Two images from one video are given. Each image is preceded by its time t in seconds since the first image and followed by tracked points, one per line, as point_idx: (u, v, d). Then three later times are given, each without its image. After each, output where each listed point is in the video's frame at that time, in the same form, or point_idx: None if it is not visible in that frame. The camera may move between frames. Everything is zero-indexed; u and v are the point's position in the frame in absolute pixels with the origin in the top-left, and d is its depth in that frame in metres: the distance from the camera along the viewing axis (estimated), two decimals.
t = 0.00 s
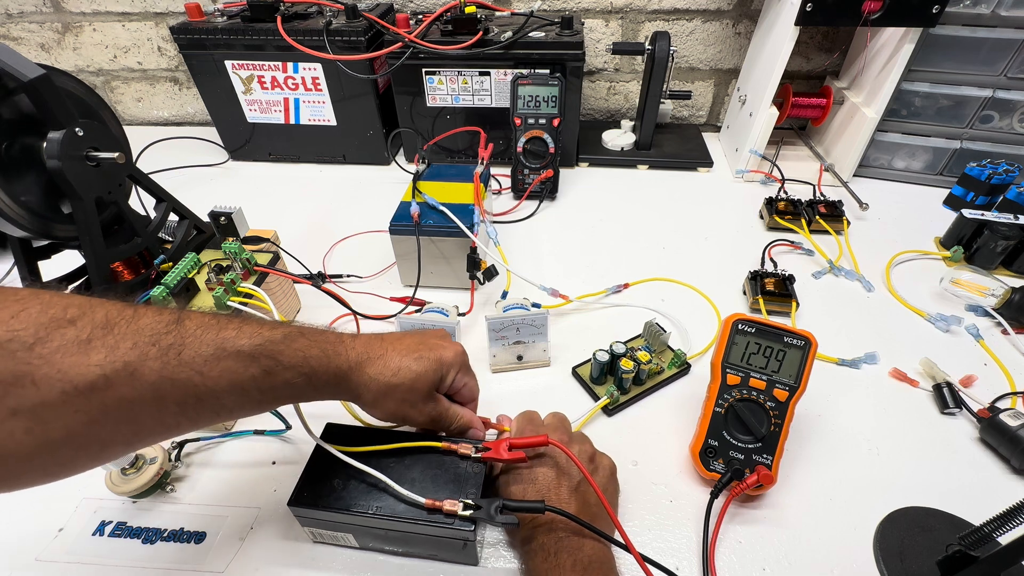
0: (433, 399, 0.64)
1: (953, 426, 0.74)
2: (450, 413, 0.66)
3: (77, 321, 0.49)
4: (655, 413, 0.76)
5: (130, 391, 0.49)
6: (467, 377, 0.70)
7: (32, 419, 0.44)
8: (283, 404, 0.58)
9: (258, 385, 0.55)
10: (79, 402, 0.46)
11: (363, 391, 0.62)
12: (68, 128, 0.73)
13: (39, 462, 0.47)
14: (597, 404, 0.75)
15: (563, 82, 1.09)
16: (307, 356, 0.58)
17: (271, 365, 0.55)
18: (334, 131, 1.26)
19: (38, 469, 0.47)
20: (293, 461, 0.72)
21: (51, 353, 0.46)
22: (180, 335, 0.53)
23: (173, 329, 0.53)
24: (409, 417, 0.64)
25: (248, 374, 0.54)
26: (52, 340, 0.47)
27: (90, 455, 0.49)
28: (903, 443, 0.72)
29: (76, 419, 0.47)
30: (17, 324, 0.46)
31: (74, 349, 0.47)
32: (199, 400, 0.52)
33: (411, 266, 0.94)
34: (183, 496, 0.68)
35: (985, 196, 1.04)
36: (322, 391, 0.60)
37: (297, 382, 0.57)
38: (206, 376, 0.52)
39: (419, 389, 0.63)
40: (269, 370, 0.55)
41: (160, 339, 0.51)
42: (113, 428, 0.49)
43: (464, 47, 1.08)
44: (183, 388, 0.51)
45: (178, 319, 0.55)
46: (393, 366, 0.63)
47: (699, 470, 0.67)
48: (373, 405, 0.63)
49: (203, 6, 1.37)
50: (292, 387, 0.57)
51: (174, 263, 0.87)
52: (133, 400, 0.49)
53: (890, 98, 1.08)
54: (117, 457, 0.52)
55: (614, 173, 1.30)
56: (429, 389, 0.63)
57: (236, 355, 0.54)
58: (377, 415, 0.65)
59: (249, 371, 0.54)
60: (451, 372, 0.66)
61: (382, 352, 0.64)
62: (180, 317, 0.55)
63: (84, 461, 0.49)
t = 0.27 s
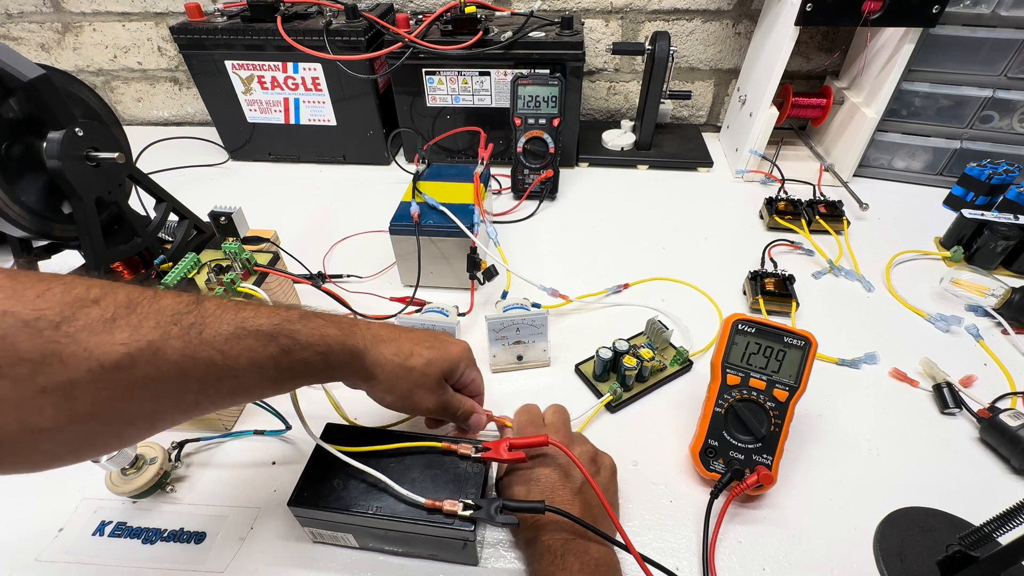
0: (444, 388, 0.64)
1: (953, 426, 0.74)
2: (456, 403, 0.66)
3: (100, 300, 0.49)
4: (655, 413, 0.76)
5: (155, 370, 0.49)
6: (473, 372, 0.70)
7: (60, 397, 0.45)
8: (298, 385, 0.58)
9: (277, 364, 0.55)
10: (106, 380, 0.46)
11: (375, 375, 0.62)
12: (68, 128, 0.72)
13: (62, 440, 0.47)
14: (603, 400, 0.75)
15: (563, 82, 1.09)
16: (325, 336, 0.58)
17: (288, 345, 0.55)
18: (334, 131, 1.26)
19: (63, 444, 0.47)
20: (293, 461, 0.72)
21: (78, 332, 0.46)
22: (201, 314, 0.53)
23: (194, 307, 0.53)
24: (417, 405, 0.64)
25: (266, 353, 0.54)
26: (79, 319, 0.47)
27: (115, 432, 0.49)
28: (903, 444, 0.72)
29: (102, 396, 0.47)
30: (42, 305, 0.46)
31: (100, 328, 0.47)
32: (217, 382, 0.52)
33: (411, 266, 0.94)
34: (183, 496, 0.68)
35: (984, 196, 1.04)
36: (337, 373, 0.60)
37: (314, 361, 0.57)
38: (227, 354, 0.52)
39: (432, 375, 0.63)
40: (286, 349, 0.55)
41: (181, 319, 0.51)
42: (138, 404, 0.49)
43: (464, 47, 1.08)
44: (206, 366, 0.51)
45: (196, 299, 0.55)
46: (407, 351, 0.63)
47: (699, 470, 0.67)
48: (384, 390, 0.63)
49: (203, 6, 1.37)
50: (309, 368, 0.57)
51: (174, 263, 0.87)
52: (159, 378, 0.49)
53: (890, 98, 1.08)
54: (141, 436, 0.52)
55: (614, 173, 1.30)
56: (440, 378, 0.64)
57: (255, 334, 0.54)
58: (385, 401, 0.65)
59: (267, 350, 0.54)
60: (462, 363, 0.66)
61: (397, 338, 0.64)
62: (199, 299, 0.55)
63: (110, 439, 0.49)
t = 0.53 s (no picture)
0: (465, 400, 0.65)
1: (953, 426, 0.74)
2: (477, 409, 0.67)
3: (117, 329, 0.49)
4: (654, 412, 0.77)
5: (166, 401, 0.48)
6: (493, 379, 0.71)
7: (72, 426, 0.45)
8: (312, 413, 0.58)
9: (290, 396, 0.55)
10: (119, 410, 0.46)
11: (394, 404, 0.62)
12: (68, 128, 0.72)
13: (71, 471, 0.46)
14: (609, 400, 0.76)
15: (563, 82, 1.09)
16: (338, 368, 0.58)
17: (304, 376, 0.56)
18: (334, 131, 1.26)
19: (71, 476, 0.46)
20: (293, 461, 0.72)
21: (92, 362, 0.46)
22: (216, 344, 0.53)
23: (209, 336, 0.54)
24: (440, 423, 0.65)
25: (280, 384, 0.54)
26: (94, 348, 0.47)
27: (125, 461, 0.49)
28: (902, 443, 0.72)
29: (115, 428, 0.46)
30: (57, 334, 0.46)
31: (114, 358, 0.47)
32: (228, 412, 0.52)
33: (411, 266, 0.94)
34: (183, 496, 0.68)
35: (984, 196, 1.04)
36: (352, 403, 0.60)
37: (328, 394, 0.58)
38: (240, 385, 0.52)
39: (451, 397, 0.64)
40: (301, 380, 0.56)
41: (196, 349, 0.51)
42: (148, 436, 0.49)
43: (464, 47, 1.08)
44: (218, 396, 0.51)
45: (212, 326, 0.55)
46: (423, 377, 0.63)
47: (699, 470, 0.67)
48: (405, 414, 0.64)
49: (203, 6, 1.37)
50: (325, 397, 0.57)
51: (174, 263, 0.87)
52: (170, 410, 0.49)
53: (890, 98, 1.08)
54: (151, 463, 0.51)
55: (614, 174, 1.30)
56: (460, 393, 0.64)
57: (271, 366, 0.54)
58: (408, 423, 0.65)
59: (280, 381, 0.54)
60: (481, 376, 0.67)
61: (411, 364, 0.64)
62: (214, 327, 0.55)
63: (119, 469, 0.49)
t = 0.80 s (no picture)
0: (458, 408, 0.64)
1: (953, 426, 0.74)
2: (474, 417, 0.66)
3: (120, 332, 0.49)
4: (654, 412, 0.77)
5: (166, 403, 0.49)
6: (494, 389, 0.70)
7: (73, 427, 0.45)
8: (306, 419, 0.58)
9: (288, 401, 0.55)
10: (119, 412, 0.46)
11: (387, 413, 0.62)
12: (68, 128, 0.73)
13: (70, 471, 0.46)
14: (611, 400, 0.76)
15: (563, 82, 1.09)
16: (333, 373, 0.58)
17: (300, 382, 0.56)
18: (334, 131, 1.26)
19: (71, 476, 0.46)
20: (293, 461, 0.72)
21: (94, 364, 0.46)
22: (216, 349, 0.53)
23: (209, 341, 0.54)
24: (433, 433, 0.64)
25: (277, 389, 0.54)
26: (99, 349, 0.47)
27: (122, 462, 0.49)
28: (903, 444, 0.72)
29: (115, 429, 0.46)
30: (62, 336, 0.46)
31: (116, 361, 0.47)
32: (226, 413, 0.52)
33: (411, 266, 0.94)
34: (183, 496, 0.68)
35: (984, 196, 1.04)
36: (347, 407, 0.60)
37: (326, 397, 0.58)
38: (239, 390, 0.52)
39: (443, 404, 0.63)
40: (297, 385, 0.56)
41: (196, 353, 0.52)
42: (146, 438, 0.49)
43: (464, 47, 1.08)
44: (217, 400, 0.51)
45: (213, 331, 0.55)
46: (415, 385, 0.63)
47: (699, 470, 0.67)
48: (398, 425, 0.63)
49: (203, 6, 1.37)
50: (320, 402, 0.58)
51: (174, 263, 0.87)
52: (169, 412, 0.49)
53: (890, 98, 1.08)
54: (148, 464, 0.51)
55: (614, 174, 1.30)
56: (453, 400, 0.64)
57: (268, 370, 0.54)
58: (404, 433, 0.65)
59: (278, 386, 0.54)
60: (474, 388, 0.66)
61: (403, 372, 0.64)
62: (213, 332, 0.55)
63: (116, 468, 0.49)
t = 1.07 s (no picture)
0: (445, 401, 0.63)
1: (953, 426, 0.74)
2: (464, 414, 0.64)
3: (122, 330, 0.50)
4: (654, 412, 0.77)
5: (164, 400, 0.49)
6: (484, 388, 0.69)
7: (72, 422, 0.45)
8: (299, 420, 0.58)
9: (284, 400, 0.55)
10: (118, 407, 0.46)
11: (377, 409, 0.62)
12: (68, 128, 0.72)
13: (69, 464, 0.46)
14: (607, 398, 0.76)
15: (563, 82, 1.09)
16: (328, 373, 0.58)
17: (295, 381, 0.56)
18: (334, 131, 1.26)
19: (67, 472, 0.47)
20: (292, 461, 0.71)
21: (96, 360, 0.47)
22: (215, 347, 0.53)
23: (207, 342, 0.53)
24: (422, 429, 0.63)
25: (273, 388, 0.54)
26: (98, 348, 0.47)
27: (120, 458, 0.49)
28: (903, 444, 0.72)
29: (114, 424, 0.47)
30: (65, 332, 0.47)
31: (118, 357, 0.47)
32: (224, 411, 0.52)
33: (411, 266, 0.94)
34: (183, 496, 0.68)
35: (985, 196, 1.04)
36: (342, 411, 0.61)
37: (322, 394, 0.58)
38: (235, 388, 0.52)
39: (427, 396, 0.63)
40: (292, 385, 0.56)
41: (195, 352, 0.52)
42: (143, 433, 0.49)
43: (464, 47, 1.08)
44: (214, 399, 0.51)
45: (212, 331, 0.55)
46: (401, 380, 0.64)
47: (699, 470, 0.67)
48: (389, 421, 0.63)
49: (203, 6, 1.37)
50: (314, 401, 0.57)
51: (174, 263, 0.87)
52: (167, 409, 0.49)
53: (890, 98, 1.08)
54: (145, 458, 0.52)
55: (614, 174, 1.30)
56: (440, 394, 0.63)
57: (263, 369, 0.54)
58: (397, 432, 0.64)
59: (273, 385, 0.54)
60: (461, 383, 0.66)
61: (393, 369, 0.65)
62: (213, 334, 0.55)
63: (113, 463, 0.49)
